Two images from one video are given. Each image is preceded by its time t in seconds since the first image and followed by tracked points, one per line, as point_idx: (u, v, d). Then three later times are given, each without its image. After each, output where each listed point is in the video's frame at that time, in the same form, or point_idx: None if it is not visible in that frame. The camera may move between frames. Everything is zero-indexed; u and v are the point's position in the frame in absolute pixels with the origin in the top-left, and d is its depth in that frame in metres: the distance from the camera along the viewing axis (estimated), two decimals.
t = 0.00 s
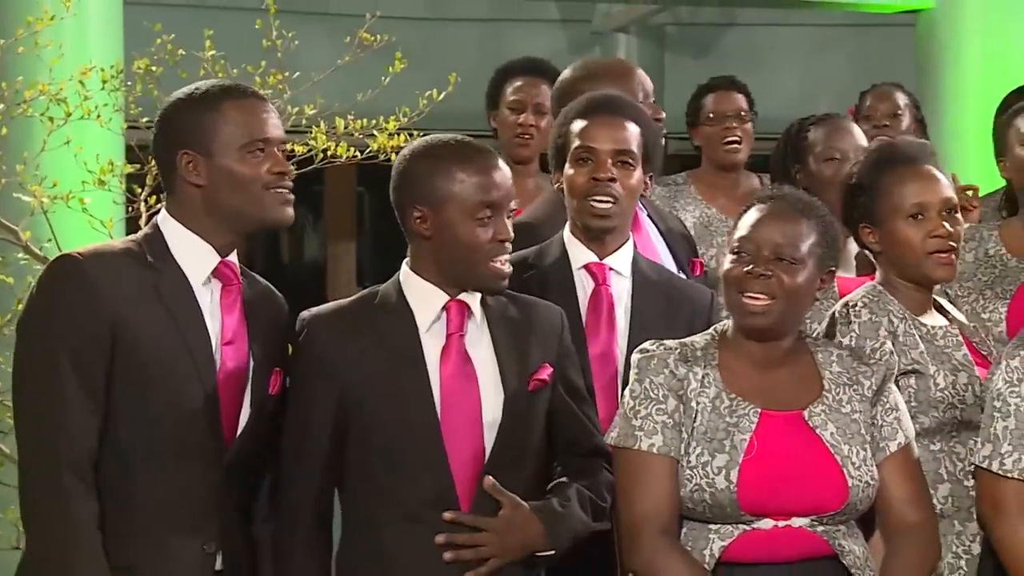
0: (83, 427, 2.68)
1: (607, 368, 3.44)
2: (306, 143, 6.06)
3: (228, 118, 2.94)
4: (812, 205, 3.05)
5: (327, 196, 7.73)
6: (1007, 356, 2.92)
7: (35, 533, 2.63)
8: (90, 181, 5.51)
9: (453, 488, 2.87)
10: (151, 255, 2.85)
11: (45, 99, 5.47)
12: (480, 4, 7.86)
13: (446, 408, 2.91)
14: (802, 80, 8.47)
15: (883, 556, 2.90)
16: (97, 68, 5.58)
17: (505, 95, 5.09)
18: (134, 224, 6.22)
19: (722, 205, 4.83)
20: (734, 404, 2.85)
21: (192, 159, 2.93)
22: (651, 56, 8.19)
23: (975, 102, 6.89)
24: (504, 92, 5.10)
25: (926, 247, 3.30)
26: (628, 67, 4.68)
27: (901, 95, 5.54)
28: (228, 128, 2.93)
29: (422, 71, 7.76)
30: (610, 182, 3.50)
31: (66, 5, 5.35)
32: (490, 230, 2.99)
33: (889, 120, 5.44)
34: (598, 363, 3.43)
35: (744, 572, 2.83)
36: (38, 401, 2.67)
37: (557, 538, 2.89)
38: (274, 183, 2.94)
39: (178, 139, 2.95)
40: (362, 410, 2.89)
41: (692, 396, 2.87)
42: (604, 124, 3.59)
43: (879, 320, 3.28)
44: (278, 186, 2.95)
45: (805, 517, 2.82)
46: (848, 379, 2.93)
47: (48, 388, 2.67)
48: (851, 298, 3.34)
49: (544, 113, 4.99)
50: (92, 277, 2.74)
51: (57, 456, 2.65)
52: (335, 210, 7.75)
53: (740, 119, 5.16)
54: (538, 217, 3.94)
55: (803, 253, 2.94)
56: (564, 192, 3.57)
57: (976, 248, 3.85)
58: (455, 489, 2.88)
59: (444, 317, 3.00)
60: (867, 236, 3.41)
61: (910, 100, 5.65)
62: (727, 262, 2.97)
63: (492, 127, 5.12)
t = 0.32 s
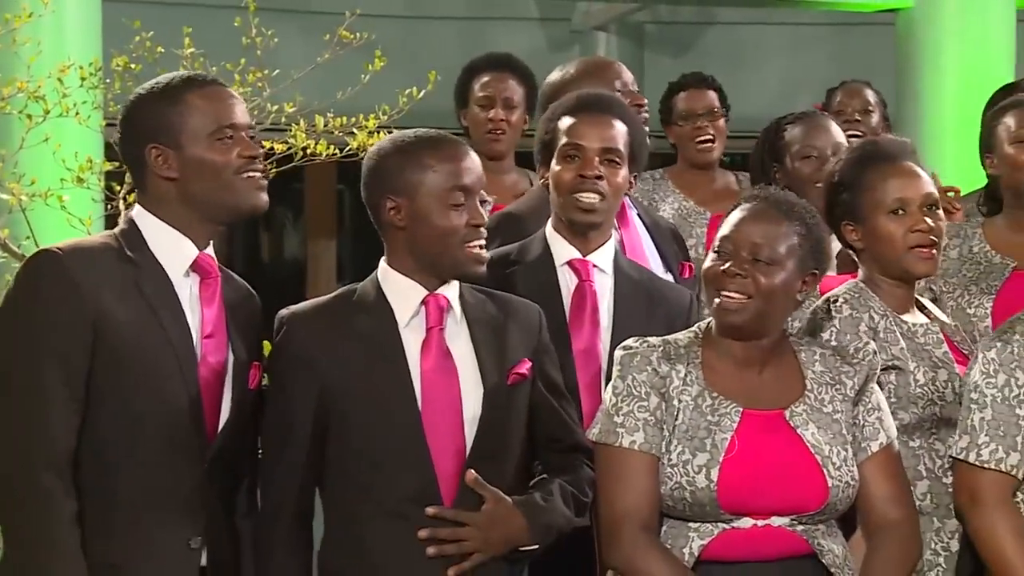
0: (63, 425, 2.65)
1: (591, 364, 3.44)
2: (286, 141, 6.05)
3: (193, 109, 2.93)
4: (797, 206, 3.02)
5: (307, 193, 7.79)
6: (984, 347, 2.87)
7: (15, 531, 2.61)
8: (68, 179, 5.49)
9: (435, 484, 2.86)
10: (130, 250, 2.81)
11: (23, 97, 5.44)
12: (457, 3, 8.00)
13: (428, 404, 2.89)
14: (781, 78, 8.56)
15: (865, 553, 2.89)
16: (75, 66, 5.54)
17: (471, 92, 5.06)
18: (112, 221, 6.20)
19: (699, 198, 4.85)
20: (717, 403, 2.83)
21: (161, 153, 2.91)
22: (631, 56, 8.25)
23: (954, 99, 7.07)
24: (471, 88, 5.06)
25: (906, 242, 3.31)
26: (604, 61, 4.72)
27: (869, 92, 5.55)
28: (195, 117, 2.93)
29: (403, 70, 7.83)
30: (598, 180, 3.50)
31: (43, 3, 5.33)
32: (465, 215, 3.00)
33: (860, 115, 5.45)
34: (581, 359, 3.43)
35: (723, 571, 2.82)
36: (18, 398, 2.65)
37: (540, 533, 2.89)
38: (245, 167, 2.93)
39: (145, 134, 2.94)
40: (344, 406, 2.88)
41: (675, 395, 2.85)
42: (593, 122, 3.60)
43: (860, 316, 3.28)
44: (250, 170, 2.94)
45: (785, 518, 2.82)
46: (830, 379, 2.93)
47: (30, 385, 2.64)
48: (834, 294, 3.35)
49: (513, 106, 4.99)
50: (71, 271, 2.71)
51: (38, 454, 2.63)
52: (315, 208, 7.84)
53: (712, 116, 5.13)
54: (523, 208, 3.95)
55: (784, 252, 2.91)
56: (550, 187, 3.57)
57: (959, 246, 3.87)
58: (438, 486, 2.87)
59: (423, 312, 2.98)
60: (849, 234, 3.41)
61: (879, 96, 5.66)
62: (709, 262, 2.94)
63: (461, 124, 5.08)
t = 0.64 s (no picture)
0: (35, 425, 2.63)
1: (559, 365, 3.43)
2: (261, 140, 6.04)
3: (173, 104, 2.91)
4: (778, 206, 2.98)
5: (283, 191, 7.84)
6: (959, 352, 2.80)
7: None
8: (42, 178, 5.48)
9: (405, 487, 2.84)
10: (100, 248, 2.78)
11: None
12: (434, 2, 8.09)
13: (398, 407, 2.88)
14: (754, 78, 8.61)
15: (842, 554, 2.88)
16: (50, 64, 5.51)
17: (455, 92, 5.06)
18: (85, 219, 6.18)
19: (671, 198, 4.86)
20: (696, 400, 2.79)
21: (138, 147, 2.88)
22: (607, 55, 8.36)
23: (928, 101, 7.12)
24: (454, 88, 5.07)
25: (880, 241, 3.31)
26: (589, 62, 4.74)
27: (846, 94, 5.56)
28: (172, 116, 2.89)
29: (377, 69, 7.93)
30: (596, 196, 3.50)
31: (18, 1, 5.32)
32: (434, 221, 3.00)
33: (836, 118, 5.46)
34: (552, 362, 3.42)
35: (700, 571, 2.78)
36: None
37: (505, 534, 2.88)
38: (220, 169, 2.89)
39: (120, 128, 2.90)
40: (317, 406, 2.85)
41: (654, 391, 2.81)
42: (602, 139, 3.60)
43: (834, 318, 3.28)
44: (225, 172, 2.90)
45: (761, 517, 2.78)
46: (809, 379, 2.91)
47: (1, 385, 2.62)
48: (807, 294, 3.36)
49: (496, 108, 5.00)
50: (42, 268, 2.68)
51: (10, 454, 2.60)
52: (291, 208, 7.90)
53: (690, 116, 5.12)
54: (505, 205, 3.94)
55: (760, 252, 2.88)
56: (543, 189, 3.55)
57: (941, 247, 3.89)
58: (407, 488, 2.85)
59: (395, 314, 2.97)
60: (823, 234, 3.41)
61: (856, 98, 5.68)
62: (689, 259, 2.91)
63: (442, 123, 5.07)
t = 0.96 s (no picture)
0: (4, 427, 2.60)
1: (532, 363, 3.41)
2: (233, 139, 6.03)
3: (132, 102, 2.87)
4: (757, 210, 2.90)
5: (255, 190, 7.93)
6: (930, 356, 2.79)
7: None
8: (13, 176, 5.45)
9: (377, 489, 2.82)
10: (69, 247, 2.74)
11: None
12: (407, 3, 8.14)
13: (368, 409, 2.86)
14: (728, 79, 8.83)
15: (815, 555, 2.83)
16: (20, 62, 5.47)
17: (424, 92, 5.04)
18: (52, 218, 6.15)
19: (641, 198, 4.83)
20: (673, 401, 2.75)
21: (102, 148, 2.84)
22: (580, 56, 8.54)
23: (898, 100, 7.14)
24: (423, 89, 5.05)
25: (850, 244, 3.31)
26: (570, 59, 4.74)
27: (821, 93, 5.57)
28: (135, 112, 2.86)
29: (351, 68, 7.99)
30: (550, 182, 3.51)
31: None
32: (410, 225, 2.97)
33: (810, 119, 5.46)
34: (525, 361, 3.41)
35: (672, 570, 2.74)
36: None
37: (475, 536, 2.88)
38: (189, 160, 2.87)
39: (83, 130, 2.87)
40: (289, 407, 2.84)
41: (630, 392, 2.77)
42: (549, 125, 3.61)
43: (806, 322, 3.27)
44: (194, 164, 2.88)
45: (735, 519, 2.74)
46: (785, 382, 2.87)
47: None
48: (777, 296, 3.35)
49: (466, 107, 4.97)
50: (13, 268, 2.65)
51: None
52: (263, 209, 8.00)
53: (660, 115, 5.12)
54: (478, 203, 3.95)
55: (732, 261, 2.81)
56: (499, 184, 3.56)
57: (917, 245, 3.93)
58: (377, 492, 2.83)
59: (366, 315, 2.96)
60: (794, 235, 3.40)
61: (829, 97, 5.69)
62: (664, 265, 2.85)
63: (412, 123, 5.06)
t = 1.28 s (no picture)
0: None
1: (507, 363, 3.41)
2: (212, 139, 6.03)
3: (88, 93, 2.85)
4: (741, 213, 2.89)
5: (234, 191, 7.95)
6: (908, 359, 2.79)
7: None
8: None
9: (353, 489, 2.81)
10: (40, 244, 2.72)
11: None
12: (387, 3, 8.22)
13: (344, 408, 2.86)
14: (708, 79, 8.93)
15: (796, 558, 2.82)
16: None
17: (408, 90, 5.04)
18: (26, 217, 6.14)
19: (625, 198, 4.83)
20: (655, 403, 2.75)
21: (61, 141, 2.81)
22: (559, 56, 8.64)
23: (877, 101, 7.17)
24: (406, 87, 5.04)
25: (834, 241, 3.31)
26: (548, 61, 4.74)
27: (794, 94, 5.58)
28: (90, 102, 2.84)
29: (331, 67, 8.04)
30: (525, 181, 3.50)
31: None
32: (384, 219, 2.97)
33: (784, 118, 5.45)
34: (500, 361, 3.40)
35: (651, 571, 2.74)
36: None
37: (452, 535, 2.88)
38: (151, 144, 2.85)
39: (41, 125, 2.83)
40: (264, 407, 2.83)
41: (613, 393, 2.76)
42: (524, 124, 3.61)
43: (787, 320, 3.28)
44: (156, 147, 2.86)
45: (715, 521, 2.73)
46: (768, 385, 2.85)
47: None
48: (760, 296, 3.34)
49: (451, 107, 4.98)
50: None
51: None
52: (242, 208, 8.02)
53: (629, 109, 5.12)
54: (455, 204, 3.97)
55: (716, 266, 2.79)
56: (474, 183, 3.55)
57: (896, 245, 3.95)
58: (354, 491, 2.83)
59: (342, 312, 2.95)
60: (778, 235, 3.39)
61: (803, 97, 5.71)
62: (648, 269, 2.83)
63: (393, 122, 5.04)
